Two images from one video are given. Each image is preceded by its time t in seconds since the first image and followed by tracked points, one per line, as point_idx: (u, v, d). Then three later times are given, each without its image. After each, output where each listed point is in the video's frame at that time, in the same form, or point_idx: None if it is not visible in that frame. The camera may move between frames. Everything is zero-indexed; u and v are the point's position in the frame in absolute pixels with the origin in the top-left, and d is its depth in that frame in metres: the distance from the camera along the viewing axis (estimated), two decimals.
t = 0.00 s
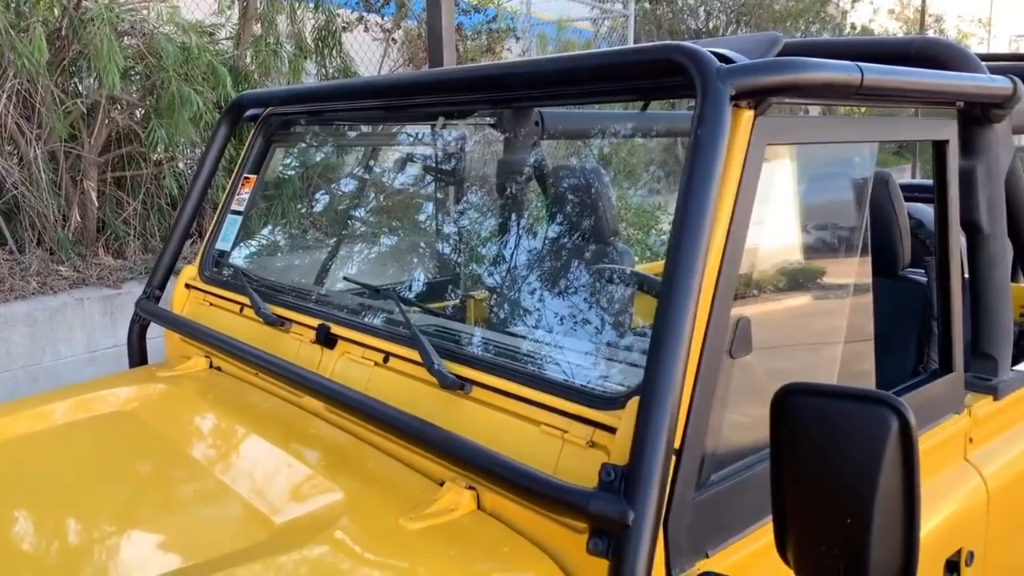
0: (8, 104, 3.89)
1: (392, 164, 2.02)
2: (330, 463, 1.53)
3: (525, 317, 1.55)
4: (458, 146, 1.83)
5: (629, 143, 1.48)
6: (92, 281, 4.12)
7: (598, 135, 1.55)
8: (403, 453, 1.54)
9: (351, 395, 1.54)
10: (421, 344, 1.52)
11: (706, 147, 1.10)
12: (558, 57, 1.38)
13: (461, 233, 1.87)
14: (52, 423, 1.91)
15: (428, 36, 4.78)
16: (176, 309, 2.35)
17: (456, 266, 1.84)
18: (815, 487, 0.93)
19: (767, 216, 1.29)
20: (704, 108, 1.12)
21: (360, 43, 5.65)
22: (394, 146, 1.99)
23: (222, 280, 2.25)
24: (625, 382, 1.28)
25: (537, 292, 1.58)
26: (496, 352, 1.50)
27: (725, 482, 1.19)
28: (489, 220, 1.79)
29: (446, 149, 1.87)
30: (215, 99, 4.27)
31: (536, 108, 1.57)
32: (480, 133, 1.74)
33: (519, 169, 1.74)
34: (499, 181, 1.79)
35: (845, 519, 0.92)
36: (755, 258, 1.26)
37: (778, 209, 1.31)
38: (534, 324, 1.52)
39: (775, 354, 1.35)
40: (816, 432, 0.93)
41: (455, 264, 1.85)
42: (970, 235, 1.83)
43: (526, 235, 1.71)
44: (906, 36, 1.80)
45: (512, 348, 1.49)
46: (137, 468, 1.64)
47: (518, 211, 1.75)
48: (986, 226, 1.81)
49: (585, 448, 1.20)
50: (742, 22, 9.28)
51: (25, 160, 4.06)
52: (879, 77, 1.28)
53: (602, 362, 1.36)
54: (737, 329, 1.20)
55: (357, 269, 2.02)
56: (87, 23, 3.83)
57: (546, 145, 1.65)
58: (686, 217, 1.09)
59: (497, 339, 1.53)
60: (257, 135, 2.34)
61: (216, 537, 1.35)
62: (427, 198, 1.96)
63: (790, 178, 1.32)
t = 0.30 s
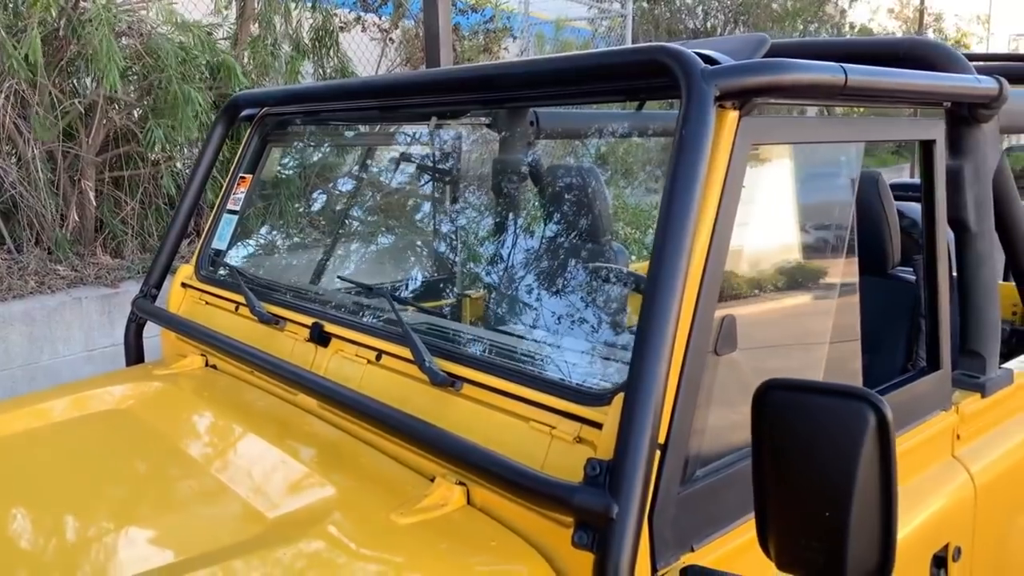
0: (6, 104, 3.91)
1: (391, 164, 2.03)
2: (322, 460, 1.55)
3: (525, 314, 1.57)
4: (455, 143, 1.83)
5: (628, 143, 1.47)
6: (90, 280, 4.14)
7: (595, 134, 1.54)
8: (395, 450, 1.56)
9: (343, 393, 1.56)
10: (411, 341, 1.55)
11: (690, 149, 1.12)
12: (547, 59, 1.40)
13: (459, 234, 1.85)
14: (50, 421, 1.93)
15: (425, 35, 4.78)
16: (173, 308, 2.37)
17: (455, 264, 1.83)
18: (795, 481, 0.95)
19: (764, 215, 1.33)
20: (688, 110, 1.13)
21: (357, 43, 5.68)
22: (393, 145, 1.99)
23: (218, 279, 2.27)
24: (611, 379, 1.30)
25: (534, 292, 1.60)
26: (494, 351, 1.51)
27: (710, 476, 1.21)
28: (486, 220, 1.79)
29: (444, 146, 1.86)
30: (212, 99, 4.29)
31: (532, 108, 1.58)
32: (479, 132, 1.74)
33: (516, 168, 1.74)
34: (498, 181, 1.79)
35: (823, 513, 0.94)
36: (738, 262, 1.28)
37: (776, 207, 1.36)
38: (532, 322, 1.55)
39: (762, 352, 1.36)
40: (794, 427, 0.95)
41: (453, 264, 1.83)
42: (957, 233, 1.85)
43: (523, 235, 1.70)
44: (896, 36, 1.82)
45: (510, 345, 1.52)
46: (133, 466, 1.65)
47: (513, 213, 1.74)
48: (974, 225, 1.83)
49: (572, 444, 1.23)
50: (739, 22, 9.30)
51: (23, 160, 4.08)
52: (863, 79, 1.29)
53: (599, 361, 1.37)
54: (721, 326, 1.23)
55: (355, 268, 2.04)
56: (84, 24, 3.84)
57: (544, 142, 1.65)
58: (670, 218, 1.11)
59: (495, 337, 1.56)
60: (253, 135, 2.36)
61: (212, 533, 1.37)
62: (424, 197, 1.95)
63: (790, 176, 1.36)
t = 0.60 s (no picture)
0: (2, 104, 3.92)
1: (385, 163, 2.03)
2: (314, 457, 1.57)
3: (521, 315, 1.57)
4: (450, 143, 1.84)
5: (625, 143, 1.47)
6: (86, 279, 4.16)
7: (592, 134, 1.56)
8: (387, 446, 1.58)
9: (335, 390, 1.58)
10: (402, 339, 1.56)
11: (673, 151, 1.14)
12: (536, 60, 1.42)
13: (455, 233, 1.86)
14: (46, 419, 1.95)
15: (420, 35, 4.79)
16: (168, 307, 2.39)
17: (453, 263, 1.82)
18: (776, 475, 0.97)
19: (757, 215, 1.37)
20: (672, 112, 1.15)
21: (353, 43, 5.69)
22: (388, 145, 1.99)
23: (213, 278, 2.29)
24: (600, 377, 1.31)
25: (532, 292, 1.59)
26: (490, 350, 1.52)
27: (695, 472, 1.23)
28: (484, 219, 1.79)
29: (439, 145, 1.87)
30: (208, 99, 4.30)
31: (525, 108, 1.59)
32: (474, 133, 1.75)
33: (511, 168, 1.74)
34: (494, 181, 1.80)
35: (803, 506, 0.96)
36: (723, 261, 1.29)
37: (770, 207, 1.39)
38: (529, 321, 1.55)
39: (748, 348, 1.38)
40: (773, 423, 0.96)
41: (449, 264, 1.83)
42: (944, 232, 1.88)
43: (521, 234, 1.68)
44: (883, 38, 1.84)
45: (505, 344, 1.52)
46: (128, 463, 1.67)
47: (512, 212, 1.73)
48: (960, 225, 1.85)
49: (559, 440, 1.25)
50: (735, 22, 9.32)
51: (19, 160, 4.10)
52: (848, 79, 1.31)
53: (594, 361, 1.37)
54: (706, 323, 1.25)
55: (350, 267, 2.04)
56: (80, 23, 3.86)
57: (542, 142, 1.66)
58: (654, 219, 1.13)
59: (490, 334, 1.57)
60: (247, 135, 2.37)
61: (206, 529, 1.39)
62: (423, 197, 1.96)
63: (784, 177, 1.40)
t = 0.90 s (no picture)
0: None
1: (380, 163, 2.05)
2: (308, 454, 1.59)
3: (516, 314, 1.58)
4: (444, 142, 1.85)
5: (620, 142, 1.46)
6: (81, 278, 4.16)
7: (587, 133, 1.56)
8: (380, 444, 1.59)
9: (329, 388, 1.59)
10: (395, 337, 1.58)
11: (661, 152, 1.16)
12: (527, 61, 1.44)
13: (450, 231, 1.87)
14: (42, 417, 1.96)
15: (415, 35, 4.80)
16: (163, 305, 2.40)
17: (448, 263, 1.83)
18: (759, 470, 0.99)
19: (747, 214, 1.39)
20: (660, 113, 1.17)
21: (348, 43, 5.70)
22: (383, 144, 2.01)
23: (208, 277, 2.30)
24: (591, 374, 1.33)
25: (528, 292, 1.60)
26: (485, 349, 1.53)
27: (684, 467, 1.24)
28: (480, 219, 1.80)
29: (435, 144, 1.88)
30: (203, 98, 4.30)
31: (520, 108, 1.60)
32: (469, 132, 1.76)
33: (506, 167, 1.76)
34: (488, 180, 1.81)
35: (786, 500, 0.98)
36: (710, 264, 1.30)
37: (761, 206, 1.41)
38: (525, 321, 1.56)
39: (738, 346, 1.40)
40: (757, 418, 0.98)
41: (444, 264, 1.84)
42: (933, 231, 1.90)
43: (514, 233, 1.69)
44: (872, 39, 1.86)
45: (501, 343, 1.54)
46: (124, 461, 1.68)
47: (506, 211, 1.74)
48: (948, 224, 1.88)
49: (549, 436, 1.27)
50: (731, 21, 9.34)
51: (14, 159, 4.10)
52: (835, 80, 1.33)
53: (589, 360, 1.37)
54: (694, 320, 1.27)
55: (347, 266, 2.06)
56: (75, 23, 3.87)
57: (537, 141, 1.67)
58: (642, 219, 1.15)
59: (484, 333, 1.58)
60: (242, 135, 2.39)
61: (201, 526, 1.40)
62: (419, 196, 1.97)
63: (780, 177, 1.44)
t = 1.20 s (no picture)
0: None
1: (373, 161, 2.05)
2: (299, 451, 1.59)
3: (509, 312, 1.59)
4: (437, 140, 1.86)
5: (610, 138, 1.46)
6: (74, 276, 4.16)
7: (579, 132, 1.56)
8: (372, 441, 1.60)
9: (321, 385, 1.60)
10: (387, 334, 1.59)
11: (649, 152, 1.17)
12: (518, 60, 1.44)
13: (442, 229, 1.88)
14: (34, 415, 1.96)
15: (409, 33, 4.81)
16: (156, 303, 2.40)
17: (440, 260, 1.84)
18: (745, 465, 1.00)
19: (736, 214, 1.39)
20: (649, 112, 1.18)
21: (341, 41, 5.71)
22: (376, 142, 2.02)
23: (201, 275, 2.31)
24: (580, 371, 1.34)
25: (521, 290, 1.60)
26: (476, 347, 1.54)
27: (671, 463, 1.26)
28: (474, 217, 1.81)
29: (427, 142, 1.89)
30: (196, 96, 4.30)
31: (512, 107, 1.61)
32: (463, 131, 1.77)
33: (500, 166, 1.78)
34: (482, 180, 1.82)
35: (772, 495, 0.99)
36: (698, 265, 1.31)
37: (750, 206, 1.42)
38: (518, 318, 1.56)
39: (727, 343, 1.41)
40: (743, 414, 0.99)
41: (437, 262, 1.83)
42: (921, 229, 1.92)
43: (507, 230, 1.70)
44: (861, 39, 1.87)
45: (493, 341, 1.55)
46: (117, 458, 1.69)
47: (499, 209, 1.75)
48: (936, 223, 1.89)
49: (539, 432, 1.29)
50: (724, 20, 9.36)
51: (6, 157, 4.10)
52: (823, 80, 1.34)
53: (582, 356, 1.38)
54: (683, 317, 1.28)
55: (340, 263, 2.07)
56: (68, 21, 3.86)
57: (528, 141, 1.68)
58: (631, 218, 1.16)
59: (477, 330, 1.59)
60: (236, 134, 2.39)
61: (194, 522, 1.41)
62: (411, 194, 1.98)
63: (773, 177, 1.46)
